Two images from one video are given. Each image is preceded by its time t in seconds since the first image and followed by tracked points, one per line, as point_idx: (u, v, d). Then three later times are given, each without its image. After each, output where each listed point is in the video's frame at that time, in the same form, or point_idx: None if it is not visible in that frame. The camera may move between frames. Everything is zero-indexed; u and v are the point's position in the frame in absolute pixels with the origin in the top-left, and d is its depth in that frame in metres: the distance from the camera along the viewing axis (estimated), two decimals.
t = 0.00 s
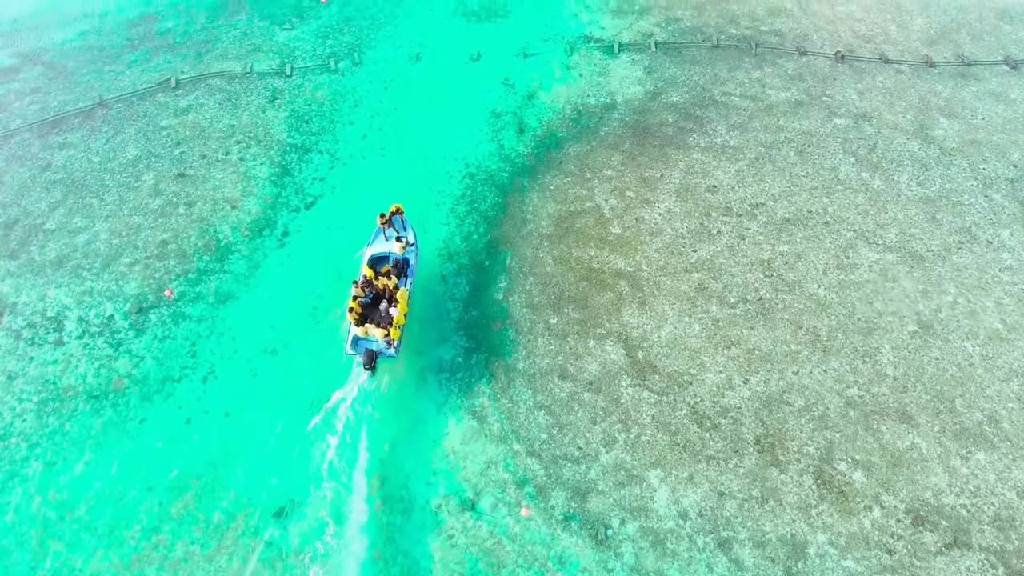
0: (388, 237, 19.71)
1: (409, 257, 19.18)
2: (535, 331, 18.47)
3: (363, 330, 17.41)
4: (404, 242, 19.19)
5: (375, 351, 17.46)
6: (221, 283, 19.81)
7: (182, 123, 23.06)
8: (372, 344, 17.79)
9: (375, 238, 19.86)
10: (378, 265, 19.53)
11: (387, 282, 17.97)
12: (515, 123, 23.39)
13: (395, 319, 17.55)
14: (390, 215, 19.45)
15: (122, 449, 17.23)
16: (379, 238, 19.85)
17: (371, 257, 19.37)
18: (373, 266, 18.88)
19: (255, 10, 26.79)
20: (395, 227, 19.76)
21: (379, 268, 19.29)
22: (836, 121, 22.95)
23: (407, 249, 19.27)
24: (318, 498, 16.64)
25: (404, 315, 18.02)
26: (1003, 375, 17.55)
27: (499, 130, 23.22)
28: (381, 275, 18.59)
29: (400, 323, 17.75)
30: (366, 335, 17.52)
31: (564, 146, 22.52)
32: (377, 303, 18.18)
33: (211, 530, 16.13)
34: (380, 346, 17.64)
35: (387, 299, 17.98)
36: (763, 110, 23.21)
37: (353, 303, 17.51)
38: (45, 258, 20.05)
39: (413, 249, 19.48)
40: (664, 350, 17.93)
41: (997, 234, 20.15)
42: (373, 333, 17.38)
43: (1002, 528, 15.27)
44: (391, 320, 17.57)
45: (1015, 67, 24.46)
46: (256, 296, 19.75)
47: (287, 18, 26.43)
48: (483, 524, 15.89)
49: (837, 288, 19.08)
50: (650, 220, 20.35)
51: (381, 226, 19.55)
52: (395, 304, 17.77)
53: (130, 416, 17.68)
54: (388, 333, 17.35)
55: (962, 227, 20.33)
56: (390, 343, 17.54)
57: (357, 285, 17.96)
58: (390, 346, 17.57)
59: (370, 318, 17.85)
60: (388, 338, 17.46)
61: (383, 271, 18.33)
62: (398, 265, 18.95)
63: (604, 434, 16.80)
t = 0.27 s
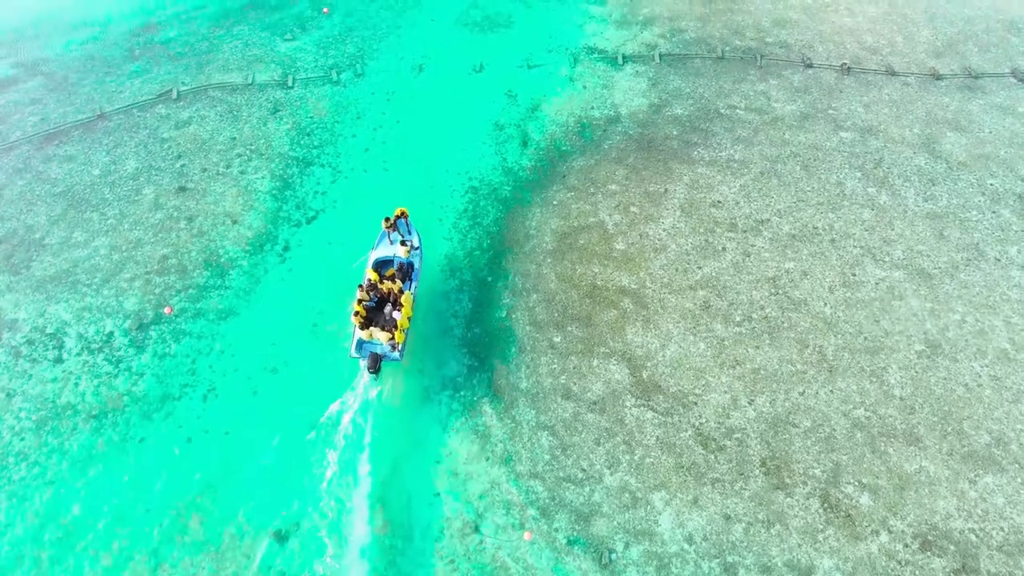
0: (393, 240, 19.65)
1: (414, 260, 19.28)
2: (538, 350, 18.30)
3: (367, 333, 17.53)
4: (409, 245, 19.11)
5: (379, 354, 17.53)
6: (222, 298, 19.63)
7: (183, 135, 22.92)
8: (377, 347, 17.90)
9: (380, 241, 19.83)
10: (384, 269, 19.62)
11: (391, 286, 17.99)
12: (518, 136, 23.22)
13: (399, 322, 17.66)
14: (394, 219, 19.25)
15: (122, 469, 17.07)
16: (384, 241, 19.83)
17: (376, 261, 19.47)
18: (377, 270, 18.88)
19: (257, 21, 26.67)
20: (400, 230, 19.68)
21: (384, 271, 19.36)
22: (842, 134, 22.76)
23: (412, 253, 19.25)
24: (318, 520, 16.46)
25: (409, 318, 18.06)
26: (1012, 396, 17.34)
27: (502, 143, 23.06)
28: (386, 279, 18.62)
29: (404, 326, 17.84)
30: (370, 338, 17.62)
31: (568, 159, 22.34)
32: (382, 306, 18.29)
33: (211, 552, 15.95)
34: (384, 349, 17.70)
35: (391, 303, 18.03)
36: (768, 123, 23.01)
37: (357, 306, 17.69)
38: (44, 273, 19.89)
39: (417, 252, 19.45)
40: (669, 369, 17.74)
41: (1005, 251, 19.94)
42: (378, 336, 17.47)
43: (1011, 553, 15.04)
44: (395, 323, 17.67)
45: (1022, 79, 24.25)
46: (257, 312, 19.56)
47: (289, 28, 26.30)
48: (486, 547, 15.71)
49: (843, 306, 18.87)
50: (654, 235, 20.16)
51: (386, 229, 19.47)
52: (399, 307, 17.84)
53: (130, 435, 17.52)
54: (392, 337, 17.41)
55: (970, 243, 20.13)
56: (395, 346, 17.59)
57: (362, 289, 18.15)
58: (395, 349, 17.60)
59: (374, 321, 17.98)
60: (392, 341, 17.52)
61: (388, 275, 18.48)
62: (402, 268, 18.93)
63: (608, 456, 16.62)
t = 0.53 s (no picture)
0: (398, 244, 19.62)
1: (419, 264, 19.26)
2: (542, 371, 18.09)
3: (373, 337, 17.65)
4: (415, 249, 19.09)
5: (384, 358, 17.60)
6: (223, 317, 19.46)
7: (183, 149, 22.74)
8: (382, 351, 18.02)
9: (385, 244, 19.81)
10: (388, 272, 19.62)
11: (396, 290, 18.12)
12: (521, 151, 23.02)
13: (404, 326, 17.79)
14: (400, 223, 19.25)
15: (121, 492, 16.89)
16: (389, 244, 19.80)
17: (381, 264, 19.41)
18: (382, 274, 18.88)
19: (258, 32, 26.48)
20: (405, 233, 19.63)
21: (389, 274, 19.38)
22: (849, 150, 22.53)
23: (417, 256, 19.23)
24: (320, 544, 16.27)
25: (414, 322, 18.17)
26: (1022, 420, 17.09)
27: (506, 158, 22.86)
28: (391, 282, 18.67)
29: (409, 330, 17.99)
30: (376, 342, 17.74)
31: (572, 175, 22.13)
32: (387, 309, 18.43)
33: None
34: (389, 352, 17.79)
35: (396, 307, 18.14)
36: (774, 138, 22.79)
37: (363, 310, 17.85)
38: (42, 291, 19.70)
39: (423, 256, 19.42)
40: (674, 392, 17.52)
41: (1015, 270, 19.69)
42: (383, 340, 17.58)
43: None
44: (400, 327, 17.80)
45: None
46: (258, 331, 19.39)
47: (290, 40, 26.10)
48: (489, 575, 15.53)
49: (850, 327, 18.65)
50: (659, 254, 19.94)
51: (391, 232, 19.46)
52: (404, 312, 17.94)
53: (129, 457, 17.35)
54: (398, 341, 17.52)
55: (979, 263, 19.89)
56: (400, 350, 17.70)
57: (368, 292, 18.24)
58: (400, 353, 17.72)
59: (379, 325, 18.13)
60: (397, 345, 17.62)
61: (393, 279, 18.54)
62: (407, 272, 18.96)
63: (612, 481, 16.41)
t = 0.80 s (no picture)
0: (403, 247, 19.65)
1: (424, 267, 19.26)
2: (546, 393, 17.86)
3: (378, 339, 17.65)
4: (419, 252, 19.16)
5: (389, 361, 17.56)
6: (222, 336, 19.24)
7: (183, 163, 22.52)
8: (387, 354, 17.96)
9: (390, 248, 19.84)
10: (393, 276, 19.59)
11: (401, 293, 18.16)
12: (524, 166, 22.81)
13: (409, 328, 17.73)
14: (404, 226, 19.35)
15: (119, 515, 16.65)
16: (394, 248, 19.82)
17: (385, 267, 19.44)
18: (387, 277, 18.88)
19: (259, 43, 26.27)
20: (410, 236, 19.70)
21: (393, 278, 19.36)
22: (856, 165, 22.29)
23: (422, 259, 19.27)
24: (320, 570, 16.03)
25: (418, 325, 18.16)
26: None
27: (509, 173, 22.65)
28: (396, 285, 18.69)
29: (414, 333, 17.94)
30: (381, 344, 17.70)
31: (575, 191, 21.90)
32: (392, 312, 18.42)
33: None
34: (394, 355, 17.74)
35: (401, 309, 18.11)
36: (780, 153, 22.55)
37: (368, 313, 17.87)
38: (41, 308, 19.49)
39: (427, 259, 19.46)
40: (679, 415, 17.29)
41: None
42: (388, 342, 17.60)
43: None
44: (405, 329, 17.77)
45: None
46: (258, 350, 19.17)
47: (291, 51, 25.89)
48: None
49: (858, 349, 18.43)
50: (664, 272, 19.70)
51: (396, 235, 19.55)
52: (409, 314, 17.94)
53: (128, 479, 17.13)
54: (402, 344, 17.52)
55: (988, 282, 19.64)
56: (405, 353, 17.66)
57: (372, 295, 18.29)
58: (405, 356, 17.67)
59: (384, 328, 18.12)
60: (402, 348, 17.62)
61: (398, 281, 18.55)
62: (412, 275, 18.93)
63: (617, 506, 16.17)
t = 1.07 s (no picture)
0: (407, 249, 19.63)
1: (427, 269, 19.36)
2: (549, 411, 17.67)
3: (382, 342, 17.74)
4: (423, 254, 19.21)
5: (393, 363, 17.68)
6: (222, 351, 19.05)
7: (183, 176, 22.34)
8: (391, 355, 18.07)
9: (394, 249, 19.89)
10: (397, 277, 19.67)
11: (406, 295, 18.16)
12: (526, 178, 22.63)
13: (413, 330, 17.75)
14: (408, 228, 19.34)
15: (117, 535, 16.45)
16: (398, 249, 19.85)
17: (390, 269, 19.49)
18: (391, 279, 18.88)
19: (259, 53, 26.09)
20: (413, 238, 19.69)
21: (397, 280, 19.45)
22: (861, 178, 22.07)
23: (426, 262, 19.34)
24: None
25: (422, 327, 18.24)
26: None
27: (511, 185, 22.47)
28: (400, 287, 18.72)
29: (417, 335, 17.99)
30: (384, 346, 17.84)
31: (578, 204, 21.70)
32: (396, 314, 18.44)
33: None
34: (398, 357, 17.86)
35: (405, 311, 18.13)
36: (785, 165, 22.34)
37: (372, 315, 17.86)
38: (38, 324, 19.31)
39: (431, 261, 19.52)
40: (684, 434, 17.08)
41: None
42: (392, 345, 17.70)
43: None
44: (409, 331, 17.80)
45: None
46: (257, 366, 18.98)
47: (291, 61, 25.71)
48: None
49: (864, 366, 18.21)
50: (668, 287, 19.49)
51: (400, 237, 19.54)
52: (413, 316, 17.97)
53: (126, 497, 16.94)
54: (406, 346, 17.60)
55: (995, 297, 19.42)
56: (408, 355, 17.77)
57: (376, 297, 18.25)
58: (408, 358, 17.80)
59: (388, 330, 18.15)
60: (406, 350, 17.70)
61: (402, 283, 18.57)
62: (416, 278, 18.97)
63: (621, 528, 15.96)
